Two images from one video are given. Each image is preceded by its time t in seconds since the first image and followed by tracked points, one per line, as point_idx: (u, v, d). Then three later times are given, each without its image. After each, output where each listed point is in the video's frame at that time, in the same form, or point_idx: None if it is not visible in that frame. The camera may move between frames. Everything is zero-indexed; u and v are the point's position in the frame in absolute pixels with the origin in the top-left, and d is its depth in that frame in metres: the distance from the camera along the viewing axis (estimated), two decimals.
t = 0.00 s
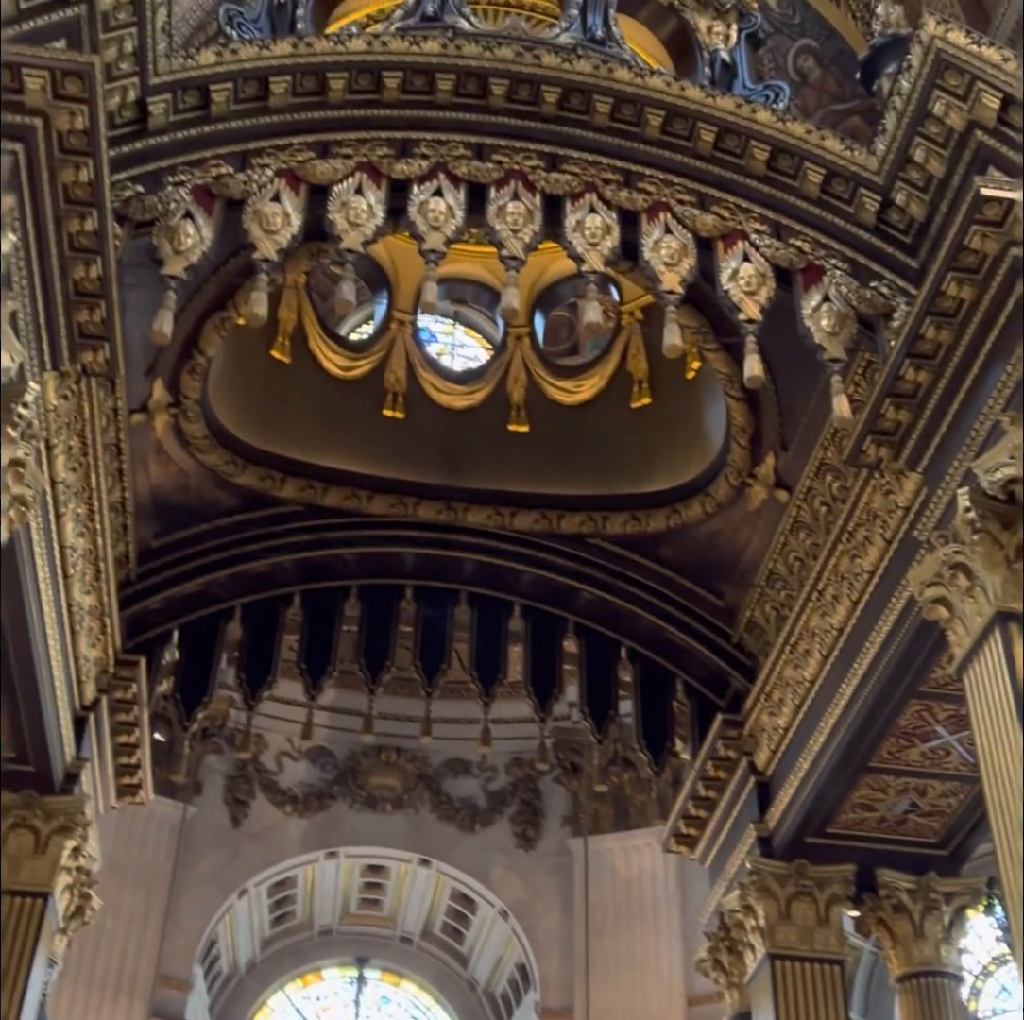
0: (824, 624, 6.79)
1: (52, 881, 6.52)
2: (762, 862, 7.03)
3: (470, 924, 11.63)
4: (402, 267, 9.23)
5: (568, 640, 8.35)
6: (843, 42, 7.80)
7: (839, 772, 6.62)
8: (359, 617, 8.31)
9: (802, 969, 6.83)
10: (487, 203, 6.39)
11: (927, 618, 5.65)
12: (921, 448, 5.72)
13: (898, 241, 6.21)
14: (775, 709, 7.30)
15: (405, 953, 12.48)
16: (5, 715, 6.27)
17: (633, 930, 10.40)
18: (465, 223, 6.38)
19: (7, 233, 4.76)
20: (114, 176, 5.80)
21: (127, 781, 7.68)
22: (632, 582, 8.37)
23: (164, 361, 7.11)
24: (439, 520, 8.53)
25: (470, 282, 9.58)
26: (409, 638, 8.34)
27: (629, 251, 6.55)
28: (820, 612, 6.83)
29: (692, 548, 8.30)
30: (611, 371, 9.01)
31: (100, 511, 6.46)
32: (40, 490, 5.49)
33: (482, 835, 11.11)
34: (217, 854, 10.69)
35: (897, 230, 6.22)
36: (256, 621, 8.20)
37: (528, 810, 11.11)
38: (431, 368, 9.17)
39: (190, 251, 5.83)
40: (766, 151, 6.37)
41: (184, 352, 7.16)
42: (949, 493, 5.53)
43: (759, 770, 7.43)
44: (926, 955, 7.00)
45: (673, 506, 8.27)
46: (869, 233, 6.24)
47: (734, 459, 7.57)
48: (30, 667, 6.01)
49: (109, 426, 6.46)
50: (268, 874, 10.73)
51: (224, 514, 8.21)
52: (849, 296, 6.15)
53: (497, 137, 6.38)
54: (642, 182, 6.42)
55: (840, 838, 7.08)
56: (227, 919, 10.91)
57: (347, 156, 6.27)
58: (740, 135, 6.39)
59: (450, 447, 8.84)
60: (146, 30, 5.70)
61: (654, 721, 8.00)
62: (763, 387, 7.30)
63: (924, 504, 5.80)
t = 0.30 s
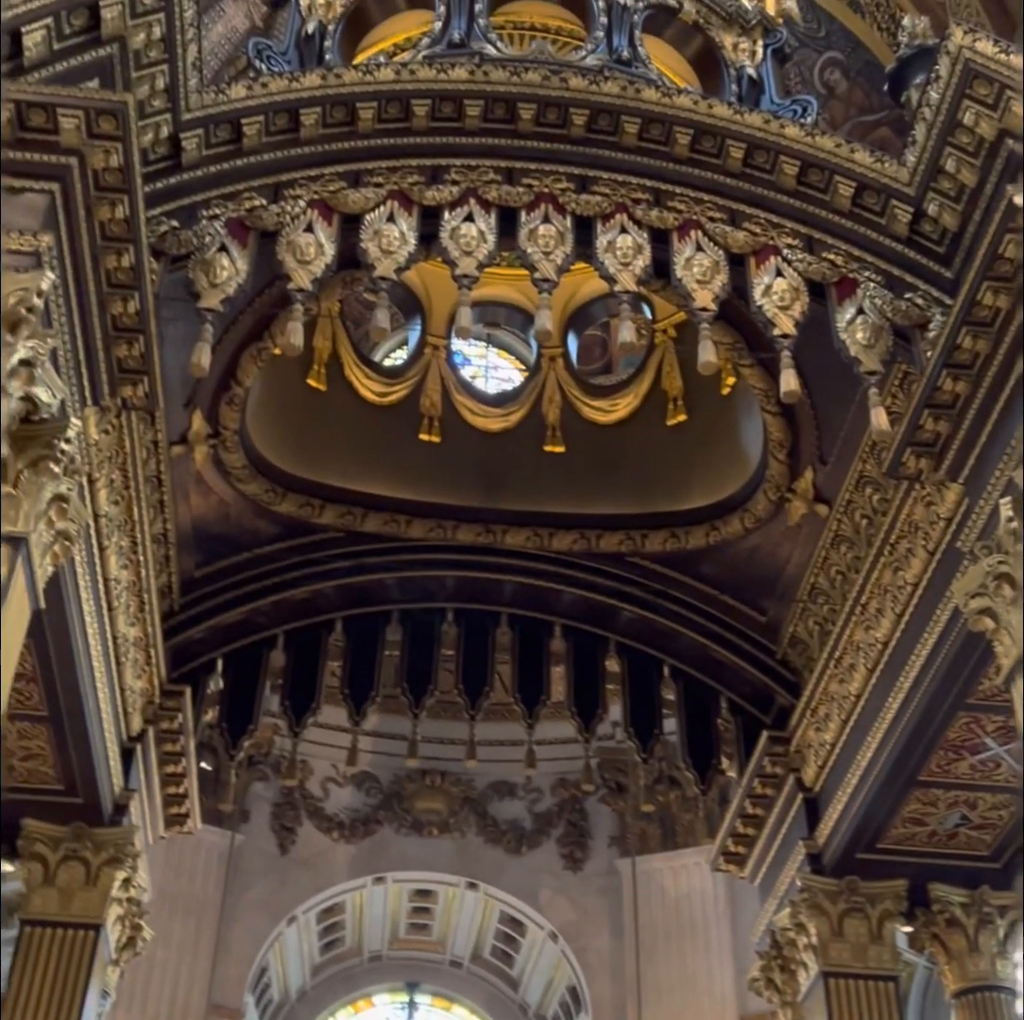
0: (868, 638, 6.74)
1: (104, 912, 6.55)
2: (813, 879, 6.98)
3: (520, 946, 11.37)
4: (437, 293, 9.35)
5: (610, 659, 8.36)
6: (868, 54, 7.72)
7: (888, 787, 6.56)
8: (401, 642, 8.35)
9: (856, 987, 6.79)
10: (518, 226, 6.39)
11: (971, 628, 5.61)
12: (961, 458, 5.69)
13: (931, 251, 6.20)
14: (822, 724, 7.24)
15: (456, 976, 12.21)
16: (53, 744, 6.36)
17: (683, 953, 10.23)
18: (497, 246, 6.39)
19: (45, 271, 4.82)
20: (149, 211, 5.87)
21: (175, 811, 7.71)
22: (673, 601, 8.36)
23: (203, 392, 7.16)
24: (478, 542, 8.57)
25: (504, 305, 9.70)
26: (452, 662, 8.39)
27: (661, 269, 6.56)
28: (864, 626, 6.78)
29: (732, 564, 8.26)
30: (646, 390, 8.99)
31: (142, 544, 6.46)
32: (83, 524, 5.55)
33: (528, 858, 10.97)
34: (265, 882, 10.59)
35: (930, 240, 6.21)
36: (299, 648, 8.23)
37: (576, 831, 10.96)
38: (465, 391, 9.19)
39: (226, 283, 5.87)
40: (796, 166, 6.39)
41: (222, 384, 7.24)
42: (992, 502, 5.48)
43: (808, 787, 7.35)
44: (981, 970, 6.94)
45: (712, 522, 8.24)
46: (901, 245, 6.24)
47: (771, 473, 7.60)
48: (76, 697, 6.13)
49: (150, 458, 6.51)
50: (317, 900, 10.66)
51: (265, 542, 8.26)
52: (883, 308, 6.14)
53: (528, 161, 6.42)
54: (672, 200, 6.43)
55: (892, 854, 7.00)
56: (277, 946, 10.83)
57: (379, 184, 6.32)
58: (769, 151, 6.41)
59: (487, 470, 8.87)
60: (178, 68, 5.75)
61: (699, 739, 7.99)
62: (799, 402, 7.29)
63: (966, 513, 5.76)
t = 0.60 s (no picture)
0: (909, 646, 6.70)
1: (149, 936, 6.56)
2: (859, 891, 6.93)
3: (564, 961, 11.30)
4: (466, 311, 9.31)
5: (649, 673, 8.38)
6: (893, 60, 7.67)
7: (932, 796, 6.50)
8: (438, 659, 8.39)
9: (908, 999, 6.71)
10: (546, 243, 6.42)
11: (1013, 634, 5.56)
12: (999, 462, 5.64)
13: (961, 256, 6.18)
14: (864, 734, 7.19)
15: (501, 996, 12.08)
16: (96, 768, 6.39)
17: (729, 968, 10.17)
18: (526, 263, 6.43)
19: (79, 299, 4.89)
20: (181, 238, 5.93)
21: (218, 833, 7.74)
22: (711, 613, 8.35)
23: (237, 416, 7.21)
24: (512, 559, 8.57)
25: (533, 321, 9.71)
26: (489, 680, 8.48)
27: (690, 281, 6.57)
28: (904, 634, 6.75)
29: (769, 575, 8.22)
30: (678, 402, 9.00)
31: (181, 569, 6.50)
32: (122, 549, 5.59)
33: (571, 873, 10.86)
34: (309, 903, 10.55)
35: (960, 245, 6.19)
36: (337, 668, 8.29)
37: (618, 846, 10.86)
38: (497, 408, 9.21)
39: (258, 307, 5.89)
40: (823, 174, 6.38)
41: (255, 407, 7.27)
42: None
43: (852, 797, 7.30)
44: None
45: (748, 533, 8.20)
46: (931, 250, 6.22)
47: (807, 482, 7.56)
48: (118, 721, 6.16)
49: (186, 482, 6.55)
50: (360, 920, 10.60)
51: (301, 563, 8.28)
52: (915, 314, 6.12)
53: (555, 179, 6.45)
54: (700, 212, 6.44)
55: (938, 864, 6.94)
56: (322, 967, 10.82)
57: (407, 205, 6.36)
58: (795, 160, 6.40)
59: (520, 486, 8.85)
60: (206, 95, 5.78)
61: (740, 752, 8.03)
62: (834, 412, 7.23)
63: (1004, 518, 5.73)
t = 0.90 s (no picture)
0: (944, 649, 6.66)
1: (189, 952, 6.58)
2: (899, 896, 6.89)
3: (603, 972, 11.28)
4: (493, 322, 9.26)
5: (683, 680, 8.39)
6: (916, 61, 7.60)
7: (971, 802, 6.43)
8: (471, 670, 8.44)
9: (950, 1005, 6.68)
10: (571, 252, 6.45)
11: None
12: None
13: (990, 256, 6.14)
14: (902, 739, 7.14)
15: (541, 1006, 12.06)
16: (134, 785, 6.41)
17: (772, 975, 10.04)
18: (552, 273, 6.44)
19: (109, 319, 4.93)
20: (209, 256, 5.95)
21: (255, 848, 7.76)
22: (746, 619, 8.32)
23: (267, 431, 7.24)
24: (543, 569, 8.57)
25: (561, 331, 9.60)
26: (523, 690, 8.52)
27: (717, 287, 6.55)
28: (940, 637, 6.70)
29: (801, 580, 8.19)
30: (706, 409, 8.96)
31: (214, 585, 6.50)
32: (155, 567, 5.61)
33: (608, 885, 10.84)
34: (348, 916, 10.52)
35: (988, 244, 6.15)
36: (371, 681, 8.35)
37: (655, 855, 10.82)
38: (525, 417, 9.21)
39: (286, 323, 5.93)
40: (849, 177, 6.34)
41: (284, 423, 7.30)
42: None
43: (890, 802, 7.25)
44: None
45: (780, 538, 8.17)
46: (959, 251, 6.19)
47: (838, 486, 7.52)
48: (155, 737, 6.20)
49: (218, 499, 6.57)
50: (398, 934, 10.56)
51: (334, 576, 8.30)
52: (944, 316, 6.08)
53: (579, 189, 6.46)
54: (725, 218, 6.43)
55: (979, 870, 6.87)
56: (362, 981, 10.82)
57: (432, 218, 6.38)
58: (820, 164, 6.38)
59: (550, 496, 8.87)
60: (231, 114, 5.81)
61: (776, 759, 7.99)
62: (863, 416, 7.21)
63: None
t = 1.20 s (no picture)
0: (976, 648, 6.61)
1: (225, 961, 6.61)
2: (934, 897, 6.85)
3: (638, 977, 11.23)
4: (514, 327, 9.33)
5: (713, 686, 8.32)
6: (936, 57, 7.60)
7: (1007, 803, 6.37)
8: (501, 678, 8.42)
9: (989, 1007, 6.65)
10: (594, 256, 6.43)
11: None
12: None
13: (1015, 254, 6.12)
14: (935, 739, 7.09)
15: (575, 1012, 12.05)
16: (167, 795, 6.43)
17: (806, 979, 9.97)
18: (575, 277, 6.44)
19: (135, 332, 4.95)
20: (233, 267, 5.97)
21: (288, 857, 7.78)
22: (776, 621, 8.28)
23: (293, 441, 7.23)
24: (571, 573, 8.56)
25: (582, 336, 9.69)
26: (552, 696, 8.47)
27: (741, 288, 6.54)
28: (972, 636, 6.66)
29: (830, 580, 8.15)
30: (732, 409, 8.93)
31: (243, 594, 6.50)
32: (185, 578, 5.64)
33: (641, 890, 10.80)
34: (381, 924, 10.50)
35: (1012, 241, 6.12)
36: (400, 690, 8.32)
37: (688, 859, 10.78)
38: (549, 422, 9.20)
39: (310, 333, 5.92)
40: (871, 176, 6.33)
41: (310, 433, 7.29)
42: None
43: (924, 803, 7.21)
44: None
45: (808, 540, 8.14)
46: (985, 249, 6.14)
47: (867, 486, 7.48)
48: (186, 747, 6.22)
49: (245, 508, 6.57)
50: (432, 941, 10.54)
51: (362, 584, 8.31)
52: (970, 313, 6.04)
53: (600, 192, 6.46)
54: (748, 219, 6.42)
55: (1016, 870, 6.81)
56: (396, 989, 10.81)
57: (454, 225, 6.38)
58: (843, 163, 6.37)
59: (576, 500, 8.86)
60: (253, 125, 5.85)
61: (808, 761, 7.97)
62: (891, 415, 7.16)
63: None
